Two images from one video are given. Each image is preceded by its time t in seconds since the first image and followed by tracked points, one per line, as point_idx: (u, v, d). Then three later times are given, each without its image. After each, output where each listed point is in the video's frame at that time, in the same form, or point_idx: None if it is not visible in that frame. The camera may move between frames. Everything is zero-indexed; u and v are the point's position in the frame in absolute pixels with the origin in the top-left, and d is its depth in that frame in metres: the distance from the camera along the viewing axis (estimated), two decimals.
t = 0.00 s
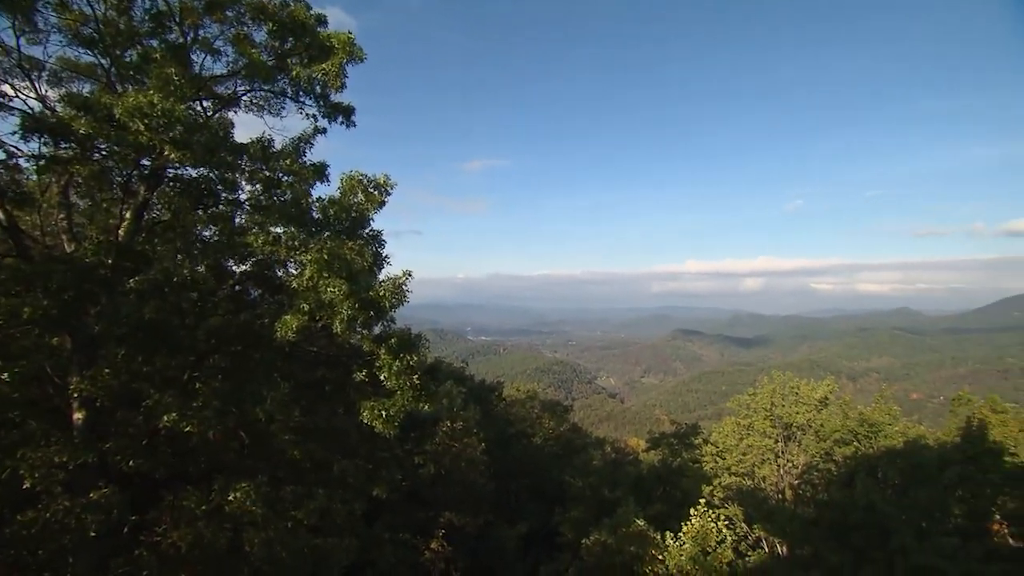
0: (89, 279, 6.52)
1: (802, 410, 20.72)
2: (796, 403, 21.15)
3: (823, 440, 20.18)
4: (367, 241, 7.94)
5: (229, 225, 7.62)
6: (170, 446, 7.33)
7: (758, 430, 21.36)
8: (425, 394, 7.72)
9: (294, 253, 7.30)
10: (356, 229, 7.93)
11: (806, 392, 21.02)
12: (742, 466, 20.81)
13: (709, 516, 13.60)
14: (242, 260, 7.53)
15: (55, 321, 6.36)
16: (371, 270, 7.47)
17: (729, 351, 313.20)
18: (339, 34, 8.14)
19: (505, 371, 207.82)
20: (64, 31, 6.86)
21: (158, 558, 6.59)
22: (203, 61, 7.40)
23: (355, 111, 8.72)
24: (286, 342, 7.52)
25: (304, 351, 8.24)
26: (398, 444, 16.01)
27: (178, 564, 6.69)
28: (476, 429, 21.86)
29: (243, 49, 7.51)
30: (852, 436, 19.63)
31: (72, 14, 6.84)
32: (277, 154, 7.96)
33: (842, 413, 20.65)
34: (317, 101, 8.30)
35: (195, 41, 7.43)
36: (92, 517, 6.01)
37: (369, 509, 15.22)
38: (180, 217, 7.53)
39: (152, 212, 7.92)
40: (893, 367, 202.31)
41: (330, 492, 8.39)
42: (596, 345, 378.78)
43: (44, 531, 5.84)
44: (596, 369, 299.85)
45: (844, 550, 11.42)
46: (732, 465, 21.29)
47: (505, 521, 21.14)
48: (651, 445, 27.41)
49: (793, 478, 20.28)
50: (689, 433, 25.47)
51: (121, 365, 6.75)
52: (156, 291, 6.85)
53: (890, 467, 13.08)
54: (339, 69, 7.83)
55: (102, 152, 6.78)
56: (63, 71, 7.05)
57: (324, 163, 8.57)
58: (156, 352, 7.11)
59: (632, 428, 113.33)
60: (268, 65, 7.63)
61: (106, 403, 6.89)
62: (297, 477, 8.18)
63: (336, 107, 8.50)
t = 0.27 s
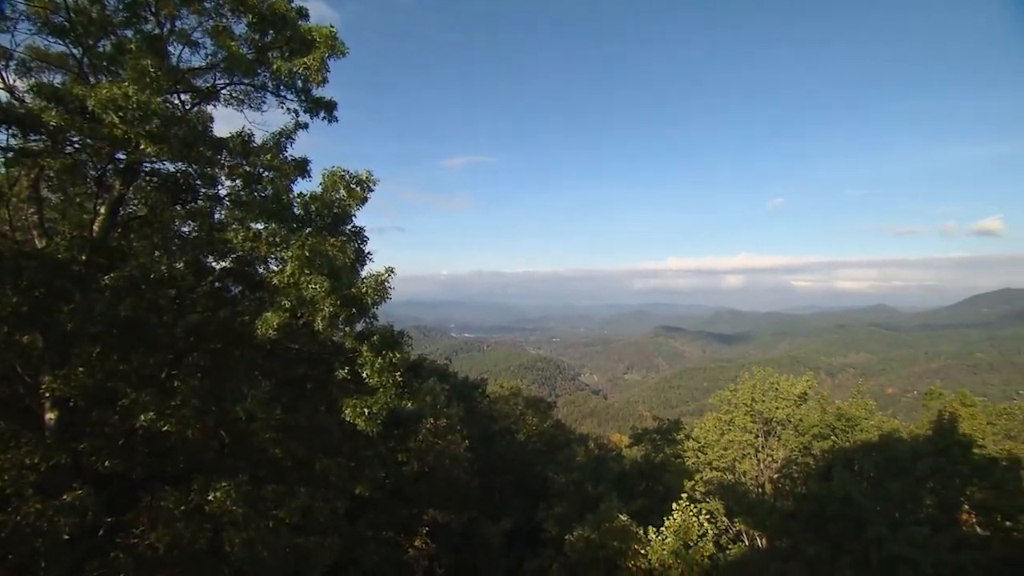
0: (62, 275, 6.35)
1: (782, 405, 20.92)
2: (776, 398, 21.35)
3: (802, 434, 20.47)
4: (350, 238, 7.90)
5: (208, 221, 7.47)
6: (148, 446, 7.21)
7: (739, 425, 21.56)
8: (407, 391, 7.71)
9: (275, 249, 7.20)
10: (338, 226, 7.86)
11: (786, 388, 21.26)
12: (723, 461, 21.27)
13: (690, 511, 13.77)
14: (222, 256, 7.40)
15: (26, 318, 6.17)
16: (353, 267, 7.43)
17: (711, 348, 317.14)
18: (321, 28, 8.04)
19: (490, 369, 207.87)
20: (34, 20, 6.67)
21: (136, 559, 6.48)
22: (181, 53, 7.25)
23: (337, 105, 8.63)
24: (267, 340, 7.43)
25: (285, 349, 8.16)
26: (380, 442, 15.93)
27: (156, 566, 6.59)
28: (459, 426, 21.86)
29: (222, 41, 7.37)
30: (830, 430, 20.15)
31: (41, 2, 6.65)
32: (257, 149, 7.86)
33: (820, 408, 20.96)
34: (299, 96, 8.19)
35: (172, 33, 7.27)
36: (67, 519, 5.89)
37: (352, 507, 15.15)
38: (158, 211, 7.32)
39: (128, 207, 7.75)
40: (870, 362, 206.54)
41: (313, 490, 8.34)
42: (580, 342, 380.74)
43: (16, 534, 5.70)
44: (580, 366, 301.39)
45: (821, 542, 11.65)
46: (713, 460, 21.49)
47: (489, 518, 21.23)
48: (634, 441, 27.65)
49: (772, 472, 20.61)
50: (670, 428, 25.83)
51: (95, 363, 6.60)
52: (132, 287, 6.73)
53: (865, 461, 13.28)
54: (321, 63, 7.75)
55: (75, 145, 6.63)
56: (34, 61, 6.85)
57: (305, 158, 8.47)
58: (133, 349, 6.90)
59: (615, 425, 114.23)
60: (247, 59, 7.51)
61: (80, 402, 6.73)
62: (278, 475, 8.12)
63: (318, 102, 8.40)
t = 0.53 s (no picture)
0: (32, 272, 6.16)
1: (763, 401, 21.40)
2: (756, 394, 21.83)
3: (781, 429, 20.88)
4: (331, 235, 7.84)
5: (186, 218, 7.37)
6: (124, 446, 7.06)
7: (719, 420, 21.92)
8: (390, 389, 7.69)
9: (254, 246, 7.13)
10: (319, 223, 7.79)
11: (766, 384, 21.69)
12: (704, 456, 21.30)
13: (672, 506, 13.92)
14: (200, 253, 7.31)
15: None
16: (334, 263, 7.37)
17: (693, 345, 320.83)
18: (301, 22, 7.94)
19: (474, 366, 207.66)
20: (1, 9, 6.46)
21: (111, 562, 6.36)
22: (157, 45, 7.10)
23: (319, 101, 8.54)
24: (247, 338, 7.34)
25: (266, 347, 8.10)
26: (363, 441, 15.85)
27: (133, 569, 6.48)
28: (443, 424, 21.85)
29: (200, 34, 7.23)
30: (808, 425, 20.40)
31: None
32: (236, 144, 7.74)
33: (798, 404, 21.38)
34: (279, 90, 8.07)
35: (148, 25, 7.12)
36: (39, 522, 5.75)
37: (335, 507, 15.05)
38: (134, 205, 7.08)
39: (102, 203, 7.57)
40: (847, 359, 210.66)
41: (294, 490, 8.28)
42: (564, 339, 382.31)
43: None
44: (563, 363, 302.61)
45: (798, 534, 11.86)
46: (695, 455, 21.76)
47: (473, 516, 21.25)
48: (617, 437, 27.88)
49: (752, 467, 20.94)
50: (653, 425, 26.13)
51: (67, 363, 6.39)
52: (106, 285, 6.58)
53: (841, 455, 13.51)
54: (302, 58, 7.66)
55: (46, 138, 6.46)
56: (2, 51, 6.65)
57: (286, 154, 8.37)
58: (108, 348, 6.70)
59: (599, 422, 115.00)
60: (226, 52, 7.38)
61: (52, 403, 6.53)
62: (259, 475, 8.03)
63: (299, 97, 8.29)
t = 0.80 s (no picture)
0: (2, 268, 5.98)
1: (744, 396, 21.40)
2: (738, 390, 21.86)
3: (762, 424, 21.16)
4: (313, 231, 7.79)
5: (165, 213, 7.23)
6: (100, 447, 6.93)
7: (702, 416, 21.99)
8: (373, 386, 7.69)
9: (235, 242, 7.04)
10: (301, 219, 7.72)
11: (747, 379, 21.72)
12: (686, 451, 21.57)
13: (655, 501, 14.09)
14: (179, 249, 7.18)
15: None
16: (317, 260, 7.34)
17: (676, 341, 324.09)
18: (282, 15, 7.84)
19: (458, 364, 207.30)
20: None
21: (87, 565, 6.26)
22: (133, 36, 6.97)
23: (300, 95, 8.44)
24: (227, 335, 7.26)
25: (247, 345, 8.00)
26: (346, 438, 15.77)
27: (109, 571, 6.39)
28: (426, 421, 21.81)
29: (177, 25, 7.09)
30: (789, 420, 21.02)
31: None
32: (216, 139, 7.62)
33: (779, 399, 21.64)
34: (260, 84, 7.97)
35: (124, 15, 6.97)
36: (11, 525, 5.63)
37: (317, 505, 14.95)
38: (110, 201, 6.98)
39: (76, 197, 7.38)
40: (826, 354, 214.37)
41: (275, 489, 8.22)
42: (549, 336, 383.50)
43: None
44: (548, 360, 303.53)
45: (777, 527, 12.06)
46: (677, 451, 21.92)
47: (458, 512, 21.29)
48: (601, 433, 28.07)
49: (734, 462, 21.22)
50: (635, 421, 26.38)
51: (39, 362, 6.25)
52: (79, 281, 6.42)
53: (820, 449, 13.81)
54: (283, 52, 7.57)
55: (16, 130, 6.30)
56: None
57: (267, 149, 8.26)
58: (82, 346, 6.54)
59: (583, 417, 115.71)
60: (205, 44, 7.25)
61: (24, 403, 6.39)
62: (239, 474, 7.96)
63: (281, 91, 8.19)
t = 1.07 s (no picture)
0: None
1: (726, 392, 21.69)
2: (720, 386, 22.09)
3: (743, 419, 21.47)
4: (296, 227, 7.74)
5: (142, 209, 7.11)
6: (76, 448, 6.81)
7: (684, 412, 22.20)
8: (355, 384, 7.67)
9: (215, 238, 6.93)
10: (283, 214, 7.64)
11: (729, 375, 21.97)
12: (669, 447, 21.79)
13: (638, 496, 14.23)
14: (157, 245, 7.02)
15: None
16: (298, 256, 7.29)
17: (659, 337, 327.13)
18: (263, 7, 7.71)
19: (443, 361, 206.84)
20: None
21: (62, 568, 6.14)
22: (107, 26, 6.80)
23: (282, 89, 8.33)
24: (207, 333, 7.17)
25: (228, 343, 7.88)
26: (329, 436, 15.67)
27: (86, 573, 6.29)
28: (410, 418, 21.75)
29: (154, 16, 6.94)
30: (768, 415, 21.54)
31: None
32: (195, 133, 7.49)
33: (759, 394, 21.96)
34: (240, 78, 7.84)
35: (98, 4, 6.80)
36: None
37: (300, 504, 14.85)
38: (83, 195, 6.80)
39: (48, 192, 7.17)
40: (805, 350, 218.01)
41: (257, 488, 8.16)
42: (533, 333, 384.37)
43: None
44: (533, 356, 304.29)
45: (757, 520, 12.25)
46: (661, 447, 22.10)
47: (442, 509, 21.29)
48: (585, 429, 28.27)
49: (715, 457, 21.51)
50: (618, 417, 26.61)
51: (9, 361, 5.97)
52: (52, 278, 6.12)
53: (800, 442, 14.13)
54: (264, 45, 7.46)
55: None
56: None
57: (247, 143, 8.15)
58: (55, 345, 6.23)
59: (567, 414, 116.33)
60: (184, 36, 7.11)
61: None
62: (220, 473, 7.89)
63: (262, 85, 8.08)
